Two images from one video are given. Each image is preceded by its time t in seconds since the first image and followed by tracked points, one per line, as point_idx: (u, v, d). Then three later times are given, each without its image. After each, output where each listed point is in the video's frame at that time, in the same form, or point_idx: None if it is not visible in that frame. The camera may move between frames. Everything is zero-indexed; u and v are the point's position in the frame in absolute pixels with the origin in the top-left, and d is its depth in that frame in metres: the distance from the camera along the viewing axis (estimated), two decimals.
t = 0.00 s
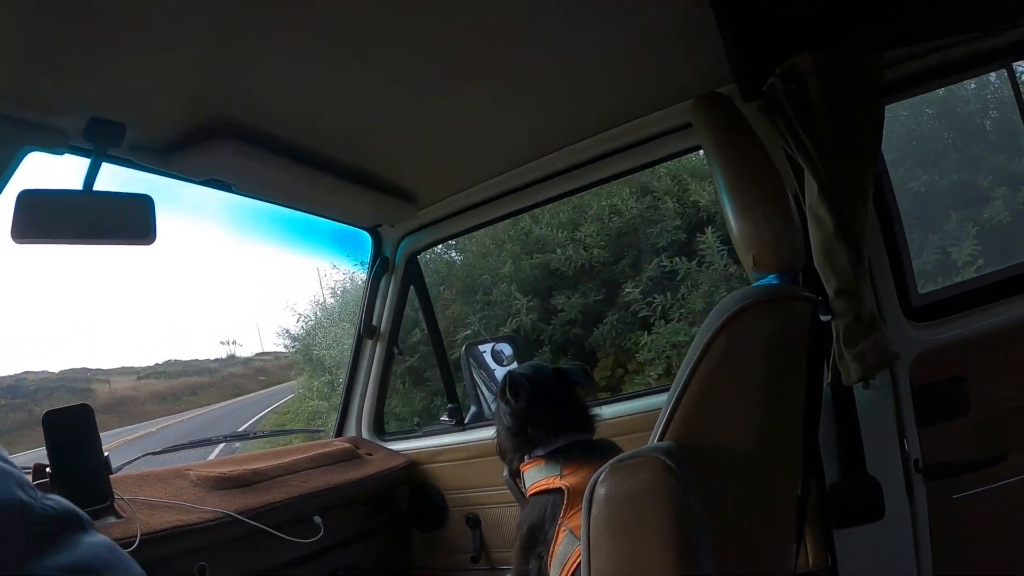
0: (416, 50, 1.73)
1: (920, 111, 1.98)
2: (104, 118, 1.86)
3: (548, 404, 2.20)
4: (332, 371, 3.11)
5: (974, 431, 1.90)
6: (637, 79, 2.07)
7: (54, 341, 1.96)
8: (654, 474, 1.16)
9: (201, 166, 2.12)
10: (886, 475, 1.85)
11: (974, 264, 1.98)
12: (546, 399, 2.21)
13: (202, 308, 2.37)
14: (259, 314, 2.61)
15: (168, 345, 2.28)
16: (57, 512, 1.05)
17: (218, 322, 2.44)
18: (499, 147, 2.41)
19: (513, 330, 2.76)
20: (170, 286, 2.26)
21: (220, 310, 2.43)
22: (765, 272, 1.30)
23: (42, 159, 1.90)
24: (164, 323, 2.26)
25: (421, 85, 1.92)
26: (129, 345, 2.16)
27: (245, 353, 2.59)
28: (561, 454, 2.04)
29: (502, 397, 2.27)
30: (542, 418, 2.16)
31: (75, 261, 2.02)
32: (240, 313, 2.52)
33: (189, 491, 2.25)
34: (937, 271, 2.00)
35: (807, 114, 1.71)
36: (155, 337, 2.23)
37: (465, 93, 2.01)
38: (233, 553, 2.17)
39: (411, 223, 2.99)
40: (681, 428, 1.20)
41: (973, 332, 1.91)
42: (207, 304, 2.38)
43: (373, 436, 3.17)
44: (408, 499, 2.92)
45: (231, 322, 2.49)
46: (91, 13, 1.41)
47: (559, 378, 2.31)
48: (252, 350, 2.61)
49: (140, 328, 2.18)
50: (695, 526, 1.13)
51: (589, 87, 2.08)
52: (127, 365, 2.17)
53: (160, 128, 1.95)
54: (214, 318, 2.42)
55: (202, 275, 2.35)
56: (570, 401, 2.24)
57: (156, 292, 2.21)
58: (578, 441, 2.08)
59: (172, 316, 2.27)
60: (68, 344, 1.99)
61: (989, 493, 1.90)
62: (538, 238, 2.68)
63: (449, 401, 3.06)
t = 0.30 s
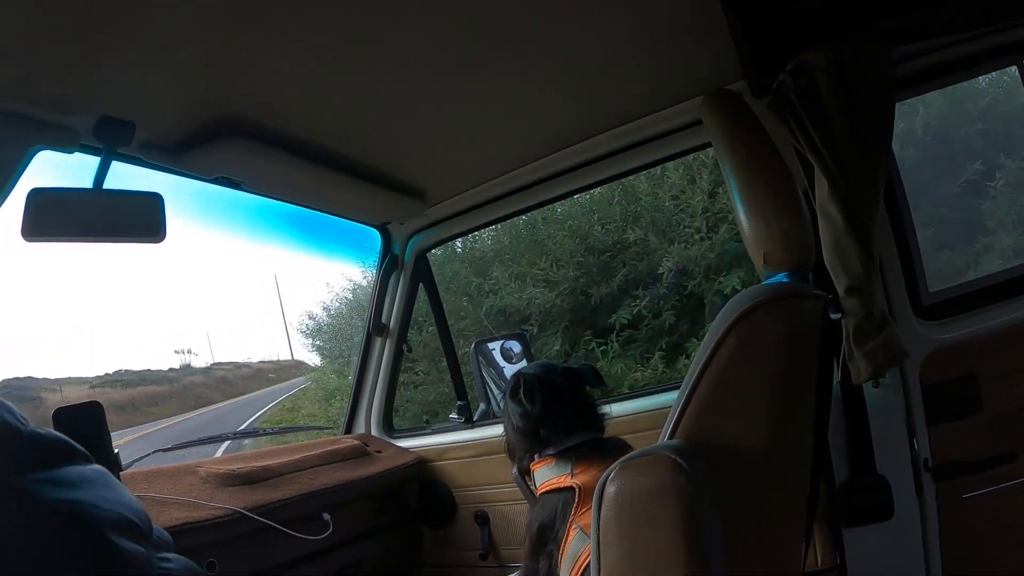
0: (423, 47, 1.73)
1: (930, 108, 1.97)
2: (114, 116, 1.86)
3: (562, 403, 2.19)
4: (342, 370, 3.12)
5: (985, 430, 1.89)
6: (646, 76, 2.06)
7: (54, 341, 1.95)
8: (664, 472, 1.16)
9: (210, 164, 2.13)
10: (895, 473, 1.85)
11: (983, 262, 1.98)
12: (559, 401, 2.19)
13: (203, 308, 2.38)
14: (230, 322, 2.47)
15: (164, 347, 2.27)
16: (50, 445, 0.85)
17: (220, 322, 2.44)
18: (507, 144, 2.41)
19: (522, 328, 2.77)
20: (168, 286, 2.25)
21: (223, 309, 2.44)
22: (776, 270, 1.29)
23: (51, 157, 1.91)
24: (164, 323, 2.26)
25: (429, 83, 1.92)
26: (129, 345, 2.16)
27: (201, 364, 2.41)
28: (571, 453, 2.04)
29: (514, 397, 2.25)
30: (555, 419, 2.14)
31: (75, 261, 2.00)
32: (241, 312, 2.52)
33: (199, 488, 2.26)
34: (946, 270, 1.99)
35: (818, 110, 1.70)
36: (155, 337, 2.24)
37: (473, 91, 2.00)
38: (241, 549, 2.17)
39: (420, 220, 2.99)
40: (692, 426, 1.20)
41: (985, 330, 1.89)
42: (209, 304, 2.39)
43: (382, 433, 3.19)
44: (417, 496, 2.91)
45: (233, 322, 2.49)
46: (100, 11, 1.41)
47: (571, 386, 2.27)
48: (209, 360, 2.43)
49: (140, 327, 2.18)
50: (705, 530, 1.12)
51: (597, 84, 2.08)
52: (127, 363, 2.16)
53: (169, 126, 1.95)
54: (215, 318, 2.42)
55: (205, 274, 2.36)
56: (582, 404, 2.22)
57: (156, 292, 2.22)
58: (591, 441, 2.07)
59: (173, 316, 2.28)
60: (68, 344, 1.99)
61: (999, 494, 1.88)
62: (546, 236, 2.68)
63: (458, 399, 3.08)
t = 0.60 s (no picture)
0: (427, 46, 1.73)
1: (937, 109, 1.96)
2: (120, 113, 1.87)
3: (576, 398, 2.20)
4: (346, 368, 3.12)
5: (987, 432, 1.89)
6: (651, 76, 2.06)
7: (54, 341, 1.98)
8: (665, 472, 1.16)
9: (215, 160, 2.13)
10: (898, 475, 1.84)
11: (987, 265, 1.98)
12: (573, 395, 2.20)
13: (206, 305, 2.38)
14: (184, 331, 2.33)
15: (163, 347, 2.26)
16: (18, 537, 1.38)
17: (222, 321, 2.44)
18: (511, 143, 2.41)
19: (526, 328, 2.77)
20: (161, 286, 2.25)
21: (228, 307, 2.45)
22: (781, 271, 1.29)
23: (59, 154, 1.93)
24: (165, 322, 2.27)
25: (433, 81, 1.92)
26: (130, 345, 2.17)
27: (151, 376, 2.27)
28: (581, 450, 2.03)
29: (527, 392, 2.24)
30: (566, 416, 2.15)
31: (75, 261, 2.01)
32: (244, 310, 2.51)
33: (202, 483, 2.26)
34: (950, 272, 1.99)
35: (824, 111, 1.71)
36: (155, 337, 2.25)
37: (477, 89, 2.01)
38: (243, 546, 2.18)
39: (425, 219, 2.99)
40: (695, 427, 1.20)
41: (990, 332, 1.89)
42: (209, 304, 2.40)
43: (385, 431, 3.20)
44: (419, 494, 2.91)
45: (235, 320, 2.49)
46: (113, 7, 1.42)
47: (582, 377, 2.28)
48: (159, 372, 2.29)
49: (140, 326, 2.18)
50: (705, 530, 1.12)
51: (601, 83, 2.08)
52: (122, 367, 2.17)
53: (173, 123, 1.96)
54: (214, 317, 2.42)
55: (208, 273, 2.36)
56: (594, 399, 2.24)
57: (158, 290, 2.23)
58: (601, 439, 2.08)
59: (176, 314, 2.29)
60: (69, 344, 2.01)
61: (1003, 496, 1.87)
62: (551, 234, 2.69)
63: (461, 397, 3.08)
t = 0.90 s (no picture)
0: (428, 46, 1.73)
1: (935, 108, 1.97)
2: (120, 114, 1.87)
3: (572, 396, 2.21)
4: (346, 368, 3.12)
5: (988, 432, 1.89)
6: (652, 76, 2.06)
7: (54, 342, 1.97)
8: (666, 472, 1.16)
9: (215, 161, 2.13)
10: (898, 474, 1.85)
11: (987, 264, 1.98)
12: (570, 391, 2.22)
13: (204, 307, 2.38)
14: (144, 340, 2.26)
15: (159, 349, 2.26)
16: None
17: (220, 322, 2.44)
18: (512, 143, 2.41)
19: (527, 328, 2.77)
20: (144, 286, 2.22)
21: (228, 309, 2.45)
22: (780, 271, 1.29)
23: (59, 155, 1.94)
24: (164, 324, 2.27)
25: (434, 81, 1.92)
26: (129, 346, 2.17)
27: (90, 394, 2.12)
28: (579, 448, 2.03)
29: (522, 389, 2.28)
30: (563, 413, 2.16)
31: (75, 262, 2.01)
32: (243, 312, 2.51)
33: (204, 484, 2.26)
34: (950, 271, 1.99)
35: (824, 110, 1.71)
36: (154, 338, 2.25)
37: (478, 89, 2.01)
38: (244, 546, 2.18)
39: (425, 219, 2.99)
40: (696, 427, 1.20)
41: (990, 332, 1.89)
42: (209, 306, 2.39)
43: (386, 431, 3.19)
44: (419, 494, 2.91)
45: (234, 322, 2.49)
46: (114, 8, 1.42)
47: (579, 376, 2.29)
48: (98, 389, 2.14)
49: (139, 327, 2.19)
50: (707, 530, 1.12)
51: (602, 83, 2.07)
52: (116, 374, 2.17)
53: (174, 123, 1.96)
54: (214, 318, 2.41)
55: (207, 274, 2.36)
56: (592, 396, 2.24)
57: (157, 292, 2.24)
58: (601, 437, 2.08)
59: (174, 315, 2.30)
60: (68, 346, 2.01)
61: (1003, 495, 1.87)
62: (551, 234, 2.69)
63: (460, 398, 3.08)
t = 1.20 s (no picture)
0: (429, 47, 1.73)
1: (938, 102, 1.97)
2: (122, 120, 1.88)
3: (561, 398, 2.21)
4: (353, 371, 3.12)
5: (997, 427, 1.88)
6: (652, 74, 2.06)
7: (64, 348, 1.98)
8: (673, 470, 1.15)
9: (218, 166, 2.14)
10: (907, 470, 1.84)
11: (993, 258, 1.97)
12: (560, 392, 2.23)
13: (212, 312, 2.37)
14: (129, 348, 2.25)
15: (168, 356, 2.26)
16: None
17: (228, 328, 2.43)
18: (513, 143, 2.41)
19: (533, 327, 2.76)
20: (127, 299, 2.24)
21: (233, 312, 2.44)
22: (786, 268, 1.29)
23: (60, 163, 1.96)
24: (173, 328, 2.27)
25: (435, 82, 1.92)
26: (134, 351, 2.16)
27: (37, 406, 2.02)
28: (569, 451, 2.03)
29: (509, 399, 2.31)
30: (554, 415, 2.16)
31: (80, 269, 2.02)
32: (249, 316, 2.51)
33: (211, 489, 2.27)
34: (956, 266, 1.98)
35: (827, 106, 1.71)
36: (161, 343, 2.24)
37: (479, 90, 2.01)
38: (254, 551, 2.18)
39: (429, 220, 2.99)
40: (703, 424, 1.19)
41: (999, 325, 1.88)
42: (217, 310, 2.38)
43: (393, 433, 3.20)
44: (427, 496, 2.90)
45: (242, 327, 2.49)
46: (116, 15, 1.43)
47: (567, 378, 2.29)
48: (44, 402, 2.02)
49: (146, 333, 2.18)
50: (715, 528, 1.12)
51: (603, 82, 2.08)
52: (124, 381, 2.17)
53: (177, 130, 1.97)
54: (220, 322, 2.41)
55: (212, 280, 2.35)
56: (579, 398, 2.24)
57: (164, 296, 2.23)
58: (589, 439, 2.07)
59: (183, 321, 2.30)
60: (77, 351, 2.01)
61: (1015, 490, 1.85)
62: (554, 234, 2.69)
63: (468, 399, 3.09)
